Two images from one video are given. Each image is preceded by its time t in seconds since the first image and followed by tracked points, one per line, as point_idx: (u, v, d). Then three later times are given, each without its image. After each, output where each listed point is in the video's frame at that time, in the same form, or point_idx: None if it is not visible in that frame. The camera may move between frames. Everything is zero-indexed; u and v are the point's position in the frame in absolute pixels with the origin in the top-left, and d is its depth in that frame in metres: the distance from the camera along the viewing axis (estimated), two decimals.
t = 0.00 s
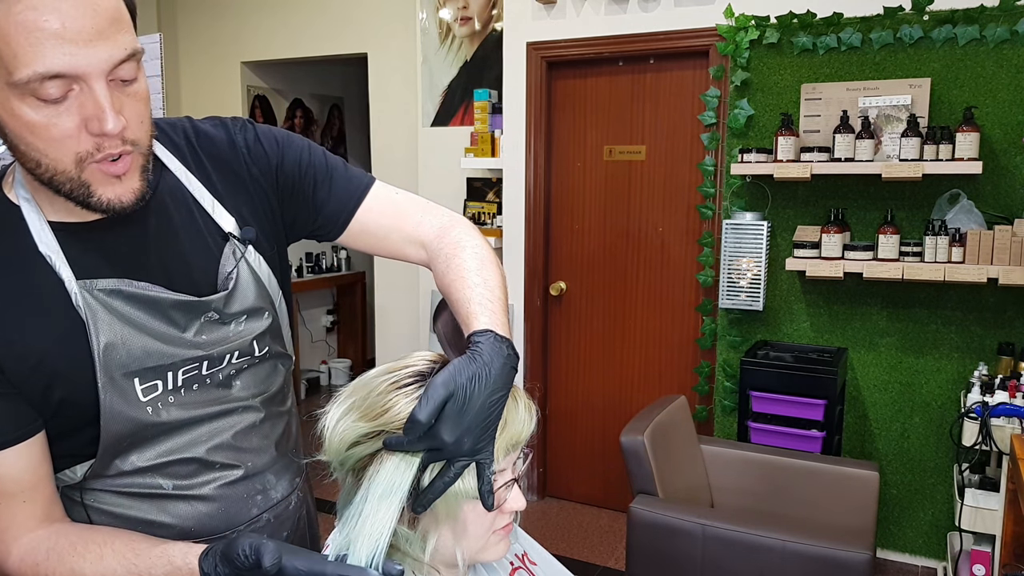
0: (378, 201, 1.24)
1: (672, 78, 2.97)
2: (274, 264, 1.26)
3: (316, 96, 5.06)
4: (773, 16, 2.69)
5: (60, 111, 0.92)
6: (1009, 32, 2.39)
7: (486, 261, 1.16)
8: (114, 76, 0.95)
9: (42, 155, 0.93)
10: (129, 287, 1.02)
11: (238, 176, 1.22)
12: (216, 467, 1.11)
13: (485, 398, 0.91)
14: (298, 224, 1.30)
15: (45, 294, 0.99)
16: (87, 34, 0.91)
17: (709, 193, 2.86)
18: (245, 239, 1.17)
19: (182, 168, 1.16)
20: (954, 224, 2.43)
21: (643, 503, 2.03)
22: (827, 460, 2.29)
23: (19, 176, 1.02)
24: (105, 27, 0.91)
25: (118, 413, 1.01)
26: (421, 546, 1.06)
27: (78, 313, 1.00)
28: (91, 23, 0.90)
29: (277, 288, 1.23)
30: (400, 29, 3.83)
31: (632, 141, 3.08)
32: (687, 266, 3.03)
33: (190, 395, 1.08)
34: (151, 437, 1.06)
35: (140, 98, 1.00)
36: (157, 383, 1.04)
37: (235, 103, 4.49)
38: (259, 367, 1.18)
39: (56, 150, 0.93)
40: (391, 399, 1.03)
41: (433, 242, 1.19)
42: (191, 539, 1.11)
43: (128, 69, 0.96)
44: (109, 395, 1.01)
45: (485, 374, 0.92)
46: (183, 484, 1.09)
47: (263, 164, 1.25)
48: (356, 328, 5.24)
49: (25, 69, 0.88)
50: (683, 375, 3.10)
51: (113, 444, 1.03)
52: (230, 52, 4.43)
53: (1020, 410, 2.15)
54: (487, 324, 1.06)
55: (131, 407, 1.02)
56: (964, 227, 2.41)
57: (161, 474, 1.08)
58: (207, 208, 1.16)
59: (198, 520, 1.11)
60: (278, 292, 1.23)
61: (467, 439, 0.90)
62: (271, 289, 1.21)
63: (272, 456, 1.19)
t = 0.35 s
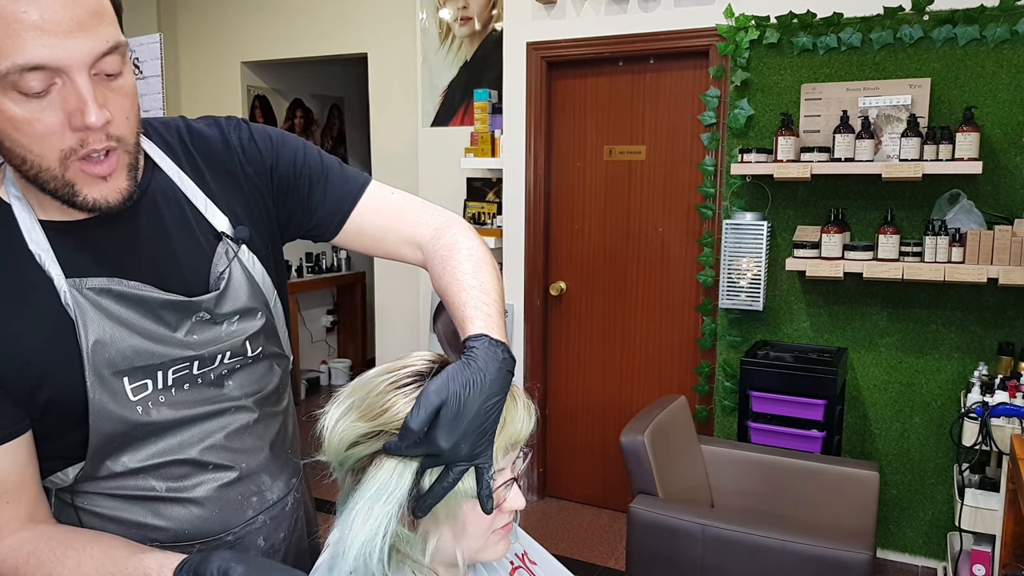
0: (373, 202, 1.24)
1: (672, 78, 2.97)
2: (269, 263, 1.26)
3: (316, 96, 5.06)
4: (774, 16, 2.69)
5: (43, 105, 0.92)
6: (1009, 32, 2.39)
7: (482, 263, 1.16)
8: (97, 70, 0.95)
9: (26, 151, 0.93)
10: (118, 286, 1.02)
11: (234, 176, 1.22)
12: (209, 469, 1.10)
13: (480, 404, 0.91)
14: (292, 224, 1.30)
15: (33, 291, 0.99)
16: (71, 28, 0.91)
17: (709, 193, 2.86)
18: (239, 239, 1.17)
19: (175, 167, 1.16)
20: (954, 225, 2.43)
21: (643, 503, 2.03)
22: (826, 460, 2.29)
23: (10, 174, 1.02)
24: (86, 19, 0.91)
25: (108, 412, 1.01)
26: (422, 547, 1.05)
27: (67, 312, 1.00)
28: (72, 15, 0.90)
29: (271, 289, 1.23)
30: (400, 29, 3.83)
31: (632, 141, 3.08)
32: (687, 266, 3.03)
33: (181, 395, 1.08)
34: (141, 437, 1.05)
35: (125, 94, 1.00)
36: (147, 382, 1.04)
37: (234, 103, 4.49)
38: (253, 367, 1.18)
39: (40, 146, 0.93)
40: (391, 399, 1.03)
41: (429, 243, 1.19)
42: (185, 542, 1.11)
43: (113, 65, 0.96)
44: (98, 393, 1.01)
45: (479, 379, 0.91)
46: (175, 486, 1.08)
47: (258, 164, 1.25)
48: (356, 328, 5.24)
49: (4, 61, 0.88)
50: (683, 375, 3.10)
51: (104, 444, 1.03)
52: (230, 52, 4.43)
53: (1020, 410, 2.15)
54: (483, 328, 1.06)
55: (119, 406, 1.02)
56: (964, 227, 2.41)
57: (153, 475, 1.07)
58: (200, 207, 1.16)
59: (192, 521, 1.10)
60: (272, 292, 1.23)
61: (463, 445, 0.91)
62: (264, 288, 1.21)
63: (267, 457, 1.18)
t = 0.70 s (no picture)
0: (377, 203, 1.24)
1: (673, 78, 2.97)
2: (275, 261, 1.26)
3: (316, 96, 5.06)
4: (774, 16, 2.69)
5: (29, 76, 0.94)
6: (1009, 32, 2.39)
7: (480, 263, 1.16)
8: (84, 45, 0.97)
9: (16, 124, 0.95)
10: (118, 272, 1.02)
11: (240, 174, 1.22)
12: (206, 466, 1.09)
13: (467, 393, 0.90)
14: (298, 227, 1.30)
15: (33, 277, 1.00)
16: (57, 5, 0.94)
17: (709, 193, 2.86)
18: (244, 233, 1.16)
19: (182, 162, 1.16)
20: (954, 224, 2.43)
21: (643, 503, 2.03)
22: (827, 460, 2.29)
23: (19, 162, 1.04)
24: None
25: (105, 398, 1.01)
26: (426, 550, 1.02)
27: (66, 296, 1.00)
28: None
29: (275, 285, 1.22)
30: (400, 29, 3.83)
31: (632, 141, 3.08)
32: (687, 266, 3.03)
33: (181, 385, 1.07)
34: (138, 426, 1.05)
35: (117, 75, 1.01)
36: (145, 370, 1.04)
37: (234, 103, 4.49)
38: (255, 364, 1.17)
39: (27, 117, 0.94)
40: (391, 399, 1.03)
41: (430, 244, 1.19)
42: (179, 540, 1.08)
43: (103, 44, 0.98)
44: (96, 378, 1.00)
45: (466, 370, 0.92)
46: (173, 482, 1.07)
47: (266, 164, 1.25)
48: (356, 328, 5.24)
49: None
50: (684, 375, 3.10)
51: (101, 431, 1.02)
52: (230, 52, 4.43)
53: (1020, 410, 2.15)
54: (474, 325, 1.05)
55: (116, 390, 1.01)
56: (964, 227, 2.41)
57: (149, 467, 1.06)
58: (206, 200, 1.16)
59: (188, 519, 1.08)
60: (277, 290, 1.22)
61: (455, 437, 0.89)
62: (269, 284, 1.20)
63: (265, 457, 1.17)
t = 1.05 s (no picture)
0: (376, 203, 1.25)
1: (673, 78, 2.97)
2: (276, 261, 1.26)
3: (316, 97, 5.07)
4: (774, 16, 2.69)
5: (24, 75, 0.96)
6: (1009, 33, 2.39)
7: (474, 260, 1.16)
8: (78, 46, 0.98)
9: (13, 121, 0.97)
10: (121, 263, 1.04)
11: (244, 176, 1.23)
12: (202, 458, 1.09)
13: (455, 382, 0.90)
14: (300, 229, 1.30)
15: (36, 268, 1.02)
16: (50, 7, 0.95)
17: (709, 193, 2.87)
18: (245, 229, 1.17)
19: (187, 161, 1.17)
20: (954, 224, 2.43)
21: (643, 503, 2.03)
22: (827, 460, 2.29)
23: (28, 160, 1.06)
24: None
25: (104, 386, 1.02)
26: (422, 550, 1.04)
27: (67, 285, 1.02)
28: None
29: (277, 282, 1.22)
30: (400, 30, 3.84)
31: (632, 141, 3.09)
32: (687, 266, 3.03)
33: (180, 376, 1.08)
34: (136, 415, 1.05)
35: (112, 76, 1.01)
36: (144, 360, 1.04)
37: (235, 103, 4.50)
38: (255, 359, 1.17)
39: (21, 115, 0.96)
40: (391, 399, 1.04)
41: (426, 245, 1.20)
42: (174, 532, 1.09)
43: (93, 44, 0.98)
44: (95, 366, 1.01)
45: (455, 361, 0.92)
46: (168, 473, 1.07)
47: (269, 167, 1.26)
48: (356, 328, 5.25)
49: None
50: (683, 375, 3.11)
51: (99, 419, 1.03)
52: (231, 52, 4.44)
53: (1020, 410, 2.15)
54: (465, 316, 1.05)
55: (115, 379, 1.02)
56: (963, 227, 2.41)
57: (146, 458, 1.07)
58: (209, 196, 1.17)
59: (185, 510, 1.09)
60: (279, 287, 1.22)
61: (444, 428, 0.88)
62: (270, 280, 1.20)
63: (263, 453, 1.16)
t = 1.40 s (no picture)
0: (365, 204, 1.25)
1: (672, 78, 2.98)
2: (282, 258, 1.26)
3: (316, 97, 5.08)
4: (773, 16, 2.69)
5: (51, 75, 0.96)
6: (1008, 33, 2.39)
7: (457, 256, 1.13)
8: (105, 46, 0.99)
9: (40, 122, 0.97)
10: (140, 260, 1.05)
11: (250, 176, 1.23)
12: (220, 446, 1.10)
13: (429, 350, 0.83)
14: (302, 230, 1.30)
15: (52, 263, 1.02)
16: (78, 8, 0.96)
17: (709, 193, 2.87)
18: (254, 228, 1.17)
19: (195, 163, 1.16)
20: (954, 225, 2.43)
21: (643, 503, 2.04)
22: (826, 460, 2.29)
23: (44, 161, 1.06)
24: None
25: (127, 380, 1.03)
26: (422, 544, 1.04)
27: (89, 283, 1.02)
28: None
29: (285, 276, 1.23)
30: (400, 30, 3.84)
31: (633, 141, 3.09)
32: (687, 266, 3.04)
33: (197, 370, 1.09)
34: (156, 408, 1.06)
35: (136, 75, 1.02)
36: (165, 354, 1.05)
37: (235, 103, 4.50)
38: (267, 352, 1.18)
39: (49, 115, 0.96)
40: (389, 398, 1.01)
41: (412, 244, 1.17)
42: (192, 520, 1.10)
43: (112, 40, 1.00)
44: (119, 360, 1.02)
45: (429, 327, 0.86)
46: (187, 464, 1.08)
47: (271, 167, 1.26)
48: (356, 328, 5.25)
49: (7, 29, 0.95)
50: (684, 375, 3.11)
51: (121, 413, 1.03)
52: (231, 52, 4.45)
53: (1019, 410, 2.15)
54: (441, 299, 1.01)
55: (137, 372, 1.03)
56: (963, 227, 2.42)
57: (165, 452, 1.07)
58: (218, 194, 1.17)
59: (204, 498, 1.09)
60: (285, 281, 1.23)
61: (420, 387, 0.81)
62: (278, 276, 1.21)
63: (274, 441, 1.17)
